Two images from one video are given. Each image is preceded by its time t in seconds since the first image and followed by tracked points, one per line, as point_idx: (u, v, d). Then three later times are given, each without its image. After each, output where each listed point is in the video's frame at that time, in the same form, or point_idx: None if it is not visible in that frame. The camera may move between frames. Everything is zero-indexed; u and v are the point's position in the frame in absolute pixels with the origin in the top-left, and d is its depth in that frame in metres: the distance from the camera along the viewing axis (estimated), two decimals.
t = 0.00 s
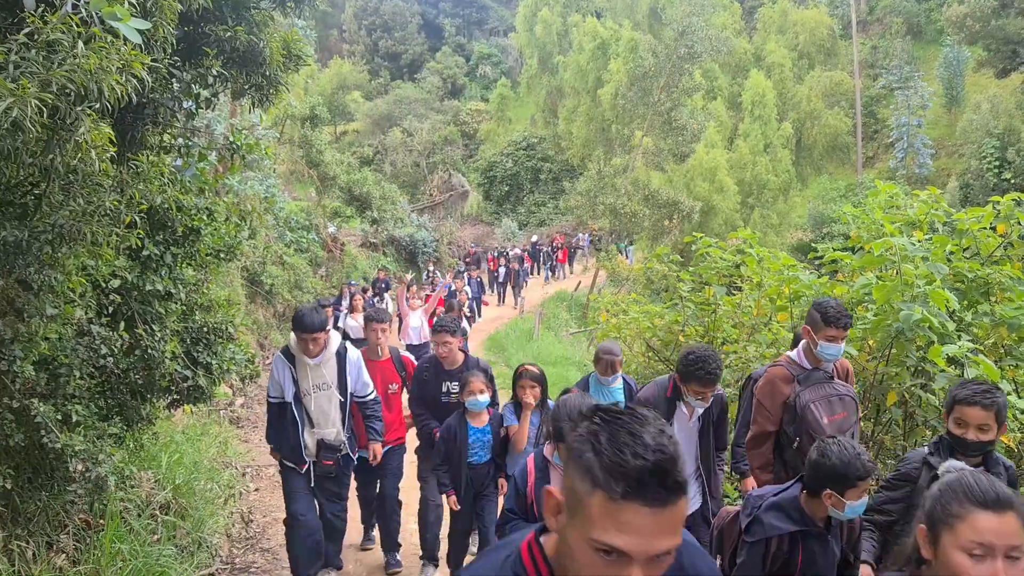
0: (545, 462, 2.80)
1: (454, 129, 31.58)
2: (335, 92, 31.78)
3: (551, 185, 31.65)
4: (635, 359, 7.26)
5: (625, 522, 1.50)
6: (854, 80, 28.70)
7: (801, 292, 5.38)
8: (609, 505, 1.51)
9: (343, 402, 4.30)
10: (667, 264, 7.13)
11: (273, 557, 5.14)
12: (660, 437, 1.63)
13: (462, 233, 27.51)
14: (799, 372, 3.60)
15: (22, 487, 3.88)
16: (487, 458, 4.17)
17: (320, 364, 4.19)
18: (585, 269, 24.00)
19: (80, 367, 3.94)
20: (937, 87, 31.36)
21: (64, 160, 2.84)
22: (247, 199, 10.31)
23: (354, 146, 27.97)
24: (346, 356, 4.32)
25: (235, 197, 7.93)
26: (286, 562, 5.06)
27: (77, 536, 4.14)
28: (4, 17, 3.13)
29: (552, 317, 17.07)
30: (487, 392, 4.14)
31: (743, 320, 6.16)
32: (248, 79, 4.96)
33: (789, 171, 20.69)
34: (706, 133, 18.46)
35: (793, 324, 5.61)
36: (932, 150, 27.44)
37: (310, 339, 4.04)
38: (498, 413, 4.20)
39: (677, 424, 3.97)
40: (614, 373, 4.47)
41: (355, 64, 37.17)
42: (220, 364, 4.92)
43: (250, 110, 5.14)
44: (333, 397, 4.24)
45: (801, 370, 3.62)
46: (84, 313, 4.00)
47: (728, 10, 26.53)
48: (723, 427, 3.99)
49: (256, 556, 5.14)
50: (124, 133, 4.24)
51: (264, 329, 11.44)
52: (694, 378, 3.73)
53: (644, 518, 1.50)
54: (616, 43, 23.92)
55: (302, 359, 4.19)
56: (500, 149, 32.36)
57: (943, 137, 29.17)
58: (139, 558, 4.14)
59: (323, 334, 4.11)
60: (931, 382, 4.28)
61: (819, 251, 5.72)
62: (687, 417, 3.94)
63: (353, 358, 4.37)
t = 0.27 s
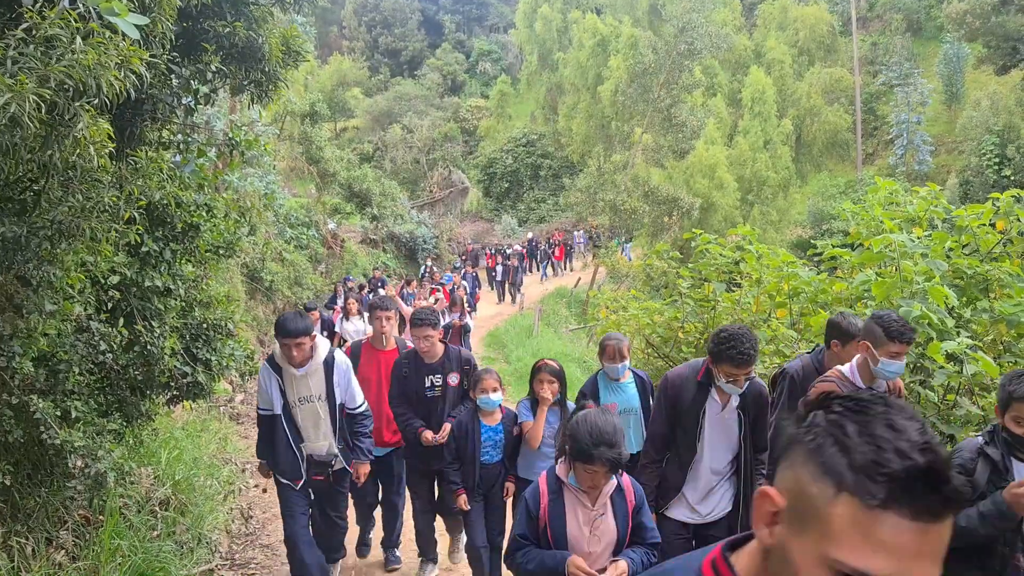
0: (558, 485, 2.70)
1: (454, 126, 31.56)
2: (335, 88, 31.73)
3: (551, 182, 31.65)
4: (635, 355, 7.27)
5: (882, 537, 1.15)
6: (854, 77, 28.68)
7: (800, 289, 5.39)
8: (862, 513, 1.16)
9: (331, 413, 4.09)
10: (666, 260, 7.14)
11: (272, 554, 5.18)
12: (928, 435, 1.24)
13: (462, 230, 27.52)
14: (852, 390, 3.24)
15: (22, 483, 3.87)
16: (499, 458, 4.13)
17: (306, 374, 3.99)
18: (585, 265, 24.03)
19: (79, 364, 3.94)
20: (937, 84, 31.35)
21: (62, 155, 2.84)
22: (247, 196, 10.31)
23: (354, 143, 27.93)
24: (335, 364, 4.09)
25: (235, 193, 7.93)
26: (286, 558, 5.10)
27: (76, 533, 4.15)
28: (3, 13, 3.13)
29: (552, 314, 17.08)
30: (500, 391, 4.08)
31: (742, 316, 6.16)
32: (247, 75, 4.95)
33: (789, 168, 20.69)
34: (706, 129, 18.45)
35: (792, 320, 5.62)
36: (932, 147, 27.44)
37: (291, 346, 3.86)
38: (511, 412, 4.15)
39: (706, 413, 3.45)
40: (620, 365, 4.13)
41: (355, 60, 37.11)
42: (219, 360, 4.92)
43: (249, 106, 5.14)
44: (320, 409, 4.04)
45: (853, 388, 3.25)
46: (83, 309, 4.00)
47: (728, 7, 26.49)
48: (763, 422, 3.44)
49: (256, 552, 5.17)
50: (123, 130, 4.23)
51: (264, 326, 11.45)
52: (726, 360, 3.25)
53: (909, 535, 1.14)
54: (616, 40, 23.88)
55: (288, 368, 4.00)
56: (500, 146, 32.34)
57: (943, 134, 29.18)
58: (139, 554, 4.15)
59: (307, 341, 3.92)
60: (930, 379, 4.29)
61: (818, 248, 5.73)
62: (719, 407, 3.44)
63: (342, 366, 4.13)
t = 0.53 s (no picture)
0: (586, 494, 2.49)
1: (454, 117, 31.47)
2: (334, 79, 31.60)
3: (551, 173, 31.60)
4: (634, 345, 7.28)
5: None
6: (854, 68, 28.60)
7: (799, 280, 5.41)
8: None
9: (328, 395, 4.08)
10: (665, 251, 7.15)
11: (273, 543, 5.25)
12: None
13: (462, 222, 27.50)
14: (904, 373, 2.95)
15: (22, 473, 3.88)
16: (506, 463, 3.96)
17: (303, 354, 3.98)
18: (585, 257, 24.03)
19: (79, 354, 3.94)
20: (937, 75, 31.28)
21: (61, 146, 2.83)
22: (246, 187, 10.29)
23: (354, 134, 27.84)
24: (333, 345, 4.08)
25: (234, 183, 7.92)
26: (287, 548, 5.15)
27: (76, 522, 4.17)
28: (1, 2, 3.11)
29: (552, 305, 17.10)
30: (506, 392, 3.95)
31: (741, 307, 6.16)
32: (246, 65, 4.93)
33: (789, 160, 20.66)
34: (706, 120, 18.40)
35: (791, 311, 5.62)
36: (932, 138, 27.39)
37: (286, 328, 3.82)
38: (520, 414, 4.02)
39: (724, 429, 3.34)
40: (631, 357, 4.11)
41: (355, 51, 36.97)
42: (219, 350, 4.93)
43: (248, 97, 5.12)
44: (319, 390, 4.03)
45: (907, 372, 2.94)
46: (83, 300, 4.00)
47: None
48: (787, 437, 3.29)
49: (256, 542, 5.22)
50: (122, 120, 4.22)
51: (264, 317, 11.46)
52: (732, 373, 3.16)
53: None
54: (616, 31, 23.78)
55: (285, 348, 3.97)
56: (500, 137, 32.27)
57: (943, 125, 29.14)
58: (139, 544, 4.20)
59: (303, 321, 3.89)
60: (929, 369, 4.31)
61: (818, 239, 5.73)
62: (737, 425, 3.32)
63: (341, 347, 4.13)
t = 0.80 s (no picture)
0: (600, 497, 2.14)
1: (453, 93, 31.26)
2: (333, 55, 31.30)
3: (551, 150, 31.43)
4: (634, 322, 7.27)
5: None
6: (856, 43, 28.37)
7: (800, 256, 5.40)
8: None
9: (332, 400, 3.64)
10: (666, 228, 7.12)
11: (274, 518, 5.27)
12: None
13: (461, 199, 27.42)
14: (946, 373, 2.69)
15: (24, 448, 3.88)
16: (512, 441, 3.86)
17: (305, 359, 3.52)
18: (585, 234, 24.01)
19: (79, 331, 3.94)
20: (940, 51, 31.04)
21: (58, 120, 2.80)
22: (245, 163, 10.23)
23: (353, 110, 27.65)
24: (338, 346, 3.63)
25: (234, 159, 7.88)
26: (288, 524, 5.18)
27: (78, 497, 4.20)
28: None
29: (551, 282, 17.10)
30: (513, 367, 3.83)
31: (741, 284, 6.15)
32: (244, 39, 4.85)
33: (790, 136, 20.56)
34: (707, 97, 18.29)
35: (791, 288, 5.61)
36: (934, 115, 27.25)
37: (291, 331, 3.34)
38: (528, 391, 3.88)
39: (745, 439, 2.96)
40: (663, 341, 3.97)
41: (353, 26, 36.60)
42: (219, 327, 4.91)
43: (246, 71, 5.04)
44: (321, 396, 3.59)
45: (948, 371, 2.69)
46: (82, 275, 3.99)
47: None
48: (814, 429, 2.97)
49: (257, 517, 5.25)
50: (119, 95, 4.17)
51: (264, 293, 11.45)
52: (752, 376, 2.76)
53: None
54: (616, 6, 23.54)
55: (283, 349, 3.50)
56: (499, 114, 32.07)
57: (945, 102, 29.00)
58: (140, 519, 4.19)
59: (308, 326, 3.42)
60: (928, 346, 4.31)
61: (818, 215, 5.72)
62: (758, 431, 2.94)
63: (346, 348, 3.68)
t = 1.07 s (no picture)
0: (604, 504, 2.05)
1: (453, 69, 31.02)
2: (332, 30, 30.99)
3: (551, 127, 31.27)
4: (634, 300, 7.27)
5: None
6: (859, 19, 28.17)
7: (800, 234, 5.39)
8: None
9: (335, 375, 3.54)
10: (666, 205, 7.11)
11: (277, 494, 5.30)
12: None
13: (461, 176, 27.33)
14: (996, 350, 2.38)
15: (26, 424, 3.93)
16: (529, 432, 3.84)
17: (302, 330, 3.42)
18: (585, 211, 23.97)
19: (79, 307, 3.93)
20: (943, 27, 30.81)
21: (57, 96, 2.77)
22: (245, 139, 10.18)
23: (353, 86, 27.45)
24: (337, 317, 3.55)
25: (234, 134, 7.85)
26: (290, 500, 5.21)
27: (81, 473, 4.23)
28: None
29: (551, 259, 17.10)
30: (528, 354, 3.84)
31: (741, 261, 6.14)
32: (243, 14, 4.78)
33: (791, 113, 20.47)
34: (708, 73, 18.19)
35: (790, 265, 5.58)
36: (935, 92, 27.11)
37: (288, 301, 3.26)
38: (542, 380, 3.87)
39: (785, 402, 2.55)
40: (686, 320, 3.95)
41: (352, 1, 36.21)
42: (219, 304, 4.91)
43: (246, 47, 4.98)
44: (321, 370, 3.48)
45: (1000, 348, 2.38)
46: (82, 252, 3.97)
47: None
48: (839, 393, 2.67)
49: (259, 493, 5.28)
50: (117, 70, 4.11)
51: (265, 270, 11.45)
52: (815, 311, 2.45)
53: None
54: None
55: (282, 323, 3.40)
56: (499, 90, 31.86)
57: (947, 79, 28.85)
58: (143, 493, 4.17)
59: (306, 294, 3.34)
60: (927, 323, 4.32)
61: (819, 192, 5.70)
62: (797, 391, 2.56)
63: (345, 320, 3.59)
